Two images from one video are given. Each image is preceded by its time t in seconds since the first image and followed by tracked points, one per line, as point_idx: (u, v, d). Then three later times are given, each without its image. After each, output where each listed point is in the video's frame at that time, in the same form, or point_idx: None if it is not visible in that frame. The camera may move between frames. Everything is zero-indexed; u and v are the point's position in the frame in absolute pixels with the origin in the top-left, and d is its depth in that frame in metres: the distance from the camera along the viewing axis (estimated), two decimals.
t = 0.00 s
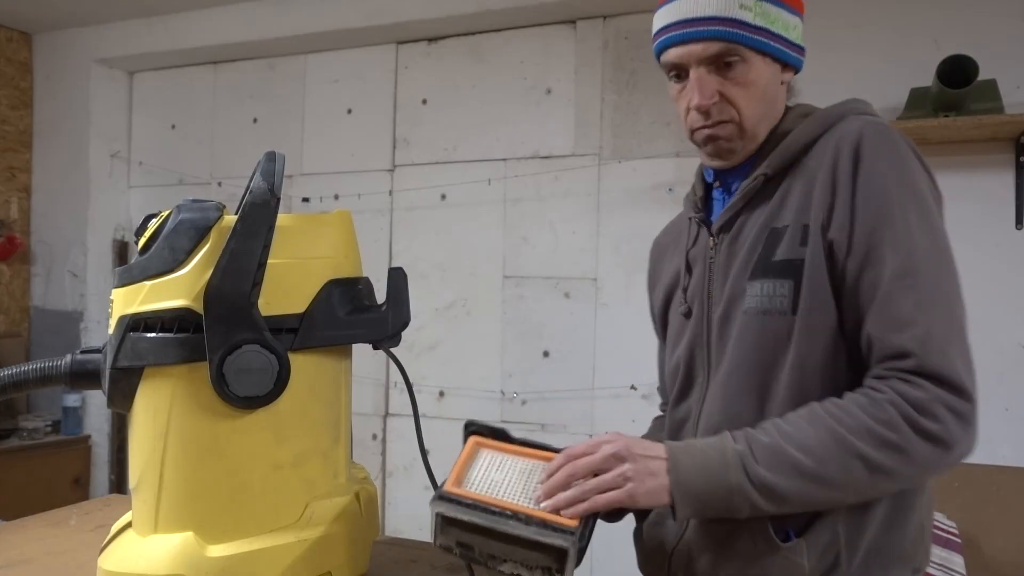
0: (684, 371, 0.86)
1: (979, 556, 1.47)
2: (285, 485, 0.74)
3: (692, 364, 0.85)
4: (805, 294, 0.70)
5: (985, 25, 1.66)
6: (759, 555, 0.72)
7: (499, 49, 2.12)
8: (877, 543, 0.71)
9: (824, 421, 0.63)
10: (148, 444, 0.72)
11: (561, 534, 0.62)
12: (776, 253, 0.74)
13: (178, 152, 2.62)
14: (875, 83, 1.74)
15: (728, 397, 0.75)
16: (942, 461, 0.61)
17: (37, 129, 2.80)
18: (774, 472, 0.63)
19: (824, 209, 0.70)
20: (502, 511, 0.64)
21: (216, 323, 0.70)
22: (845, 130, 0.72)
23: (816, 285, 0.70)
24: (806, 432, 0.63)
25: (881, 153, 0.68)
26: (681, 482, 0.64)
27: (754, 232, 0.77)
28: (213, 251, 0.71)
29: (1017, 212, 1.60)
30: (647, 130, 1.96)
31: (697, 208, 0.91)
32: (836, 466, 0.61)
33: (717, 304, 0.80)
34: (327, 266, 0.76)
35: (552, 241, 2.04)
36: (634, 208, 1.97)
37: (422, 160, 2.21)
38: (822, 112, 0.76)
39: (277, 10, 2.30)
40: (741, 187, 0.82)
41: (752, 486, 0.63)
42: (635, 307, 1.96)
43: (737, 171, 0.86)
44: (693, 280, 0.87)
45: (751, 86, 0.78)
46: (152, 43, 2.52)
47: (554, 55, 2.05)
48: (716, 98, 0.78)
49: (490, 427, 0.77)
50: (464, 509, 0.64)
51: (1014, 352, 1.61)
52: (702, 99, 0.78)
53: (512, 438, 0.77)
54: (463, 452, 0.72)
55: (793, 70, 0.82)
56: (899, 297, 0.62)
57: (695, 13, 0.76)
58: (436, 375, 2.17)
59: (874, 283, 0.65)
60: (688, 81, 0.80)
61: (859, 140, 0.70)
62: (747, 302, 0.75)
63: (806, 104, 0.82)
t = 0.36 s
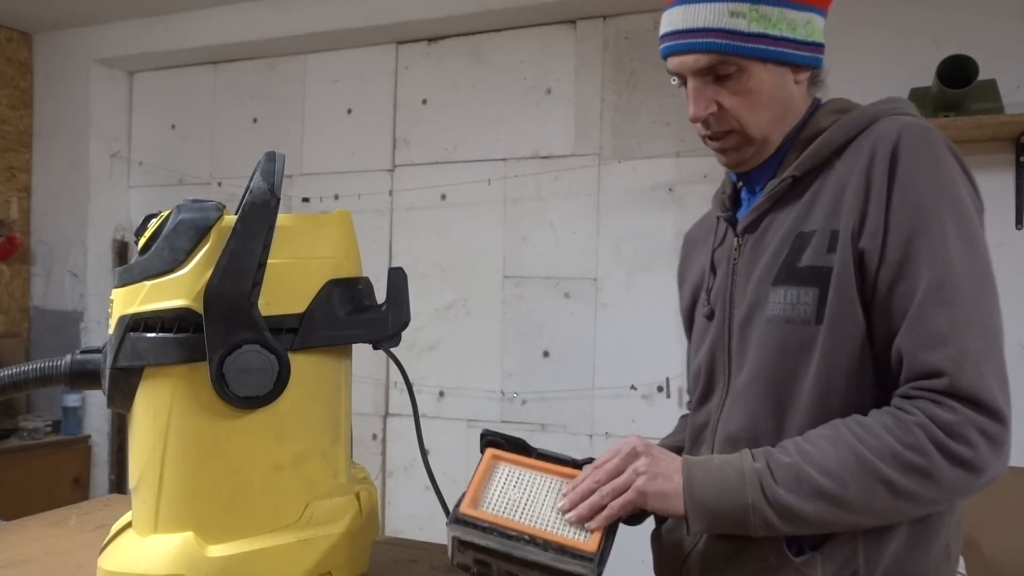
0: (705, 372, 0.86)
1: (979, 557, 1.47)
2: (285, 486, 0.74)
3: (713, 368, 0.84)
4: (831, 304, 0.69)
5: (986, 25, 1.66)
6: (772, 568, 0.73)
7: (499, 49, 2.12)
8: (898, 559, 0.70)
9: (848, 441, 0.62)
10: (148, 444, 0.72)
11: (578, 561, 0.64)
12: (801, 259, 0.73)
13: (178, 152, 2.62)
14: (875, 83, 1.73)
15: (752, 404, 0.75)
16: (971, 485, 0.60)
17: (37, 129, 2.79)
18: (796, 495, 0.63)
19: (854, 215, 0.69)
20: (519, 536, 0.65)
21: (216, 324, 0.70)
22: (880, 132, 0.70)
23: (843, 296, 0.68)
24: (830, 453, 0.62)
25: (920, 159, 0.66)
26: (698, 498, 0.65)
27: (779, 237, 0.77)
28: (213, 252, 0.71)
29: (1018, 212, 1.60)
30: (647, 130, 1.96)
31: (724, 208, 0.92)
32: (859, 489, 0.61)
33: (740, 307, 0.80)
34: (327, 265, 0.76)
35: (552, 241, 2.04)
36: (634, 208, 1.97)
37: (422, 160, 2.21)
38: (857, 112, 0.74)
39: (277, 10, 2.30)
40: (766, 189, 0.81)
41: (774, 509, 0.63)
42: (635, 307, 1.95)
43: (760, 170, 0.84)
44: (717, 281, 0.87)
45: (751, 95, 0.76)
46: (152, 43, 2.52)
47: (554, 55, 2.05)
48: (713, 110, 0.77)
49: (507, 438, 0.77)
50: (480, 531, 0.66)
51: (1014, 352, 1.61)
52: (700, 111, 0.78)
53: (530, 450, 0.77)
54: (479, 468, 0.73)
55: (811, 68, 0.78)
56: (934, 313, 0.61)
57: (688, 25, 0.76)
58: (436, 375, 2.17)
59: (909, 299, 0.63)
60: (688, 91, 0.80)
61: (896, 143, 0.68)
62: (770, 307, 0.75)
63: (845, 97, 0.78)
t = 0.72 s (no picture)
0: (720, 371, 0.87)
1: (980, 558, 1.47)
2: (286, 485, 0.74)
3: (726, 368, 0.86)
4: (852, 309, 0.69)
5: (987, 25, 1.66)
6: None
7: (499, 49, 2.12)
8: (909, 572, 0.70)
9: (865, 423, 0.62)
10: (148, 443, 0.72)
11: (560, 493, 0.59)
12: (823, 263, 0.73)
13: (178, 152, 2.62)
14: (875, 83, 1.74)
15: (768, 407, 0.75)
16: (980, 498, 0.61)
17: (37, 129, 2.79)
18: (805, 470, 0.61)
19: (879, 219, 0.68)
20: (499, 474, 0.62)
21: (216, 324, 0.70)
22: (912, 135, 0.70)
23: (863, 301, 0.68)
24: (847, 433, 0.62)
25: (953, 165, 0.66)
26: (696, 459, 0.62)
27: (799, 237, 0.77)
28: (213, 252, 0.71)
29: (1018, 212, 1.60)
30: (647, 130, 1.96)
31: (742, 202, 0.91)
32: (869, 474, 0.61)
33: (756, 307, 0.80)
34: (325, 265, 0.76)
35: (552, 240, 2.04)
36: (634, 207, 1.97)
37: (422, 160, 2.21)
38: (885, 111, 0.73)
39: (277, 10, 2.30)
40: (786, 188, 0.81)
41: (778, 477, 0.62)
42: (635, 306, 1.96)
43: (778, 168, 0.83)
44: (732, 279, 0.88)
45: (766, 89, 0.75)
46: (152, 43, 2.52)
47: (554, 55, 2.05)
48: (725, 104, 0.77)
49: (488, 386, 0.74)
50: (459, 474, 0.62)
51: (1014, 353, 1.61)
52: (712, 104, 0.78)
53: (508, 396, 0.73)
54: (460, 418, 0.71)
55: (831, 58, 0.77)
56: (957, 323, 0.61)
57: (699, 16, 0.75)
58: (436, 375, 2.17)
59: (931, 306, 0.63)
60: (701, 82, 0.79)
61: (929, 147, 0.68)
62: (790, 312, 0.75)
63: (873, 90, 0.77)
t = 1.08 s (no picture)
0: (725, 371, 0.87)
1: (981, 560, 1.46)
2: (286, 485, 0.74)
3: (733, 368, 0.86)
4: (865, 316, 0.69)
5: (987, 26, 1.66)
6: None
7: (499, 49, 2.12)
8: None
9: (875, 443, 0.62)
10: (149, 443, 0.72)
11: (568, 518, 0.62)
12: (836, 268, 0.72)
13: (178, 152, 2.62)
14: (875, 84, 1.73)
15: (778, 411, 0.75)
16: (988, 514, 0.61)
17: (37, 129, 2.79)
18: (815, 492, 0.61)
19: (896, 226, 0.68)
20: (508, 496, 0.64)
21: (216, 324, 0.70)
22: (931, 141, 0.69)
23: (876, 309, 0.68)
24: (856, 455, 0.62)
25: (974, 173, 0.65)
26: (706, 481, 0.62)
27: (812, 240, 0.76)
28: (213, 252, 0.71)
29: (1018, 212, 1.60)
30: (647, 130, 1.96)
31: (753, 198, 0.91)
32: (879, 495, 0.61)
33: (765, 309, 0.80)
34: (326, 265, 0.76)
35: (552, 240, 2.04)
36: (634, 207, 1.97)
37: (422, 160, 2.21)
38: (903, 113, 0.72)
39: (277, 10, 2.30)
40: (802, 187, 0.81)
41: (788, 499, 0.62)
42: (635, 306, 1.96)
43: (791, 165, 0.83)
44: (742, 277, 0.88)
45: (774, 89, 0.75)
46: (152, 43, 2.52)
47: (554, 55, 2.05)
48: (733, 104, 0.76)
49: (501, 388, 0.73)
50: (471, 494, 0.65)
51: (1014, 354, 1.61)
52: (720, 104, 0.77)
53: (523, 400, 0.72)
54: (473, 425, 0.71)
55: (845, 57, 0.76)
56: (973, 337, 0.61)
57: (707, 15, 0.74)
58: (435, 375, 2.17)
59: (947, 318, 0.63)
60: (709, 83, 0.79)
61: (950, 153, 0.67)
62: (800, 316, 0.75)
63: (892, 85, 0.77)
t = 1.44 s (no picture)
0: (729, 367, 0.87)
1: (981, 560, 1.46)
2: (286, 487, 0.74)
3: (735, 364, 0.86)
4: (873, 320, 0.68)
5: (987, 26, 1.66)
6: None
7: (498, 49, 2.12)
8: None
9: (869, 464, 0.63)
10: (149, 442, 0.72)
11: (573, 533, 0.65)
12: (845, 270, 0.72)
13: (178, 152, 2.62)
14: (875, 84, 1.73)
15: (779, 412, 0.75)
16: (983, 527, 0.62)
17: (37, 129, 2.79)
18: (810, 516, 0.63)
19: (909, 232, 0.67)
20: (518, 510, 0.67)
21: (216, 323, 0.70)
22: (950, 147, 0.69)
23: (884, 314, 0.68)
24: (850, 478, 0.63)
25: (991, 183, 0.65)
26: (706, 507, 0.64)
27: (823, 240, 0.76)
28: (213, 252, 0.71)
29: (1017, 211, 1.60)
30: (647, 130, 1.96)
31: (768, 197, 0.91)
32: (874, 517, 0.62)
33: (772, 308, 0.80)
34: (326, 265, 0.76)
35: (551, 240, 2.04)
36: (634, 207, 1.97)
37: (422, 160, 2.21)
38: (923, 118, 0.72)
39: (277, 10, 2.30)
40: (816, 188, 0.81)
41: (785, 524, 0.64)
42: (635, 306, 1.96)
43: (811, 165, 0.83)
44: (752, 276, 0.88)
45: (802, 85, 0.74)
46: (152, 43, 2.52)
47: (554, 56, 2.05)
48: (761, 98, 0.76)
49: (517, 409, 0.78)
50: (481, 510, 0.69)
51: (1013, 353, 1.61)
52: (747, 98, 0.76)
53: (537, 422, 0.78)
54: (482, 442, 0.76)
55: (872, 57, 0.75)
56: (978, 348, 0.61)
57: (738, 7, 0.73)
58: (435, 375, 2.17)
59: (953, 331, 0.63)
60: (735, 75, 0.78)
61: (967, 161, 0.67)
62: (806, 315, 0.75)
63: (914, 90, 0.76)
